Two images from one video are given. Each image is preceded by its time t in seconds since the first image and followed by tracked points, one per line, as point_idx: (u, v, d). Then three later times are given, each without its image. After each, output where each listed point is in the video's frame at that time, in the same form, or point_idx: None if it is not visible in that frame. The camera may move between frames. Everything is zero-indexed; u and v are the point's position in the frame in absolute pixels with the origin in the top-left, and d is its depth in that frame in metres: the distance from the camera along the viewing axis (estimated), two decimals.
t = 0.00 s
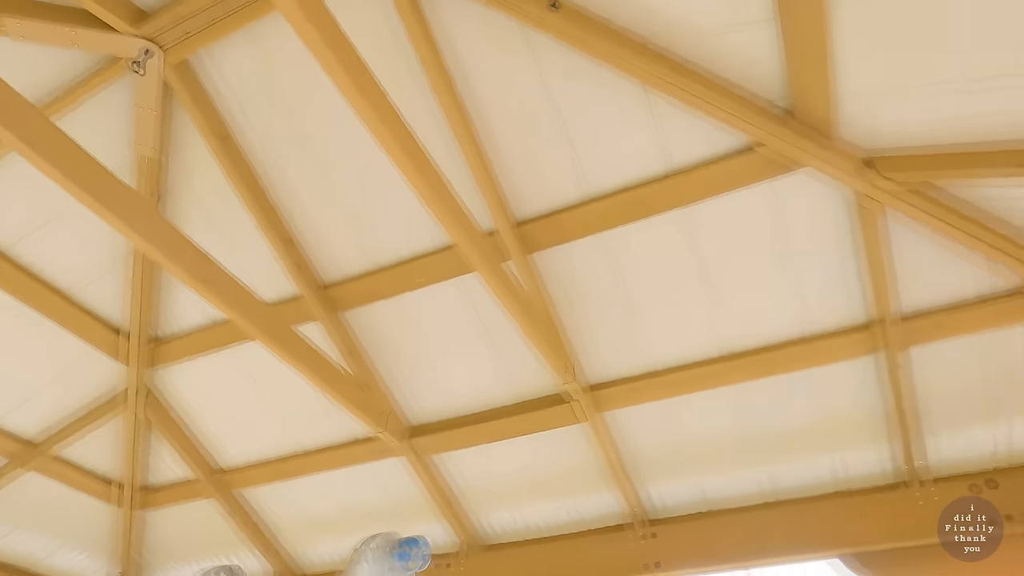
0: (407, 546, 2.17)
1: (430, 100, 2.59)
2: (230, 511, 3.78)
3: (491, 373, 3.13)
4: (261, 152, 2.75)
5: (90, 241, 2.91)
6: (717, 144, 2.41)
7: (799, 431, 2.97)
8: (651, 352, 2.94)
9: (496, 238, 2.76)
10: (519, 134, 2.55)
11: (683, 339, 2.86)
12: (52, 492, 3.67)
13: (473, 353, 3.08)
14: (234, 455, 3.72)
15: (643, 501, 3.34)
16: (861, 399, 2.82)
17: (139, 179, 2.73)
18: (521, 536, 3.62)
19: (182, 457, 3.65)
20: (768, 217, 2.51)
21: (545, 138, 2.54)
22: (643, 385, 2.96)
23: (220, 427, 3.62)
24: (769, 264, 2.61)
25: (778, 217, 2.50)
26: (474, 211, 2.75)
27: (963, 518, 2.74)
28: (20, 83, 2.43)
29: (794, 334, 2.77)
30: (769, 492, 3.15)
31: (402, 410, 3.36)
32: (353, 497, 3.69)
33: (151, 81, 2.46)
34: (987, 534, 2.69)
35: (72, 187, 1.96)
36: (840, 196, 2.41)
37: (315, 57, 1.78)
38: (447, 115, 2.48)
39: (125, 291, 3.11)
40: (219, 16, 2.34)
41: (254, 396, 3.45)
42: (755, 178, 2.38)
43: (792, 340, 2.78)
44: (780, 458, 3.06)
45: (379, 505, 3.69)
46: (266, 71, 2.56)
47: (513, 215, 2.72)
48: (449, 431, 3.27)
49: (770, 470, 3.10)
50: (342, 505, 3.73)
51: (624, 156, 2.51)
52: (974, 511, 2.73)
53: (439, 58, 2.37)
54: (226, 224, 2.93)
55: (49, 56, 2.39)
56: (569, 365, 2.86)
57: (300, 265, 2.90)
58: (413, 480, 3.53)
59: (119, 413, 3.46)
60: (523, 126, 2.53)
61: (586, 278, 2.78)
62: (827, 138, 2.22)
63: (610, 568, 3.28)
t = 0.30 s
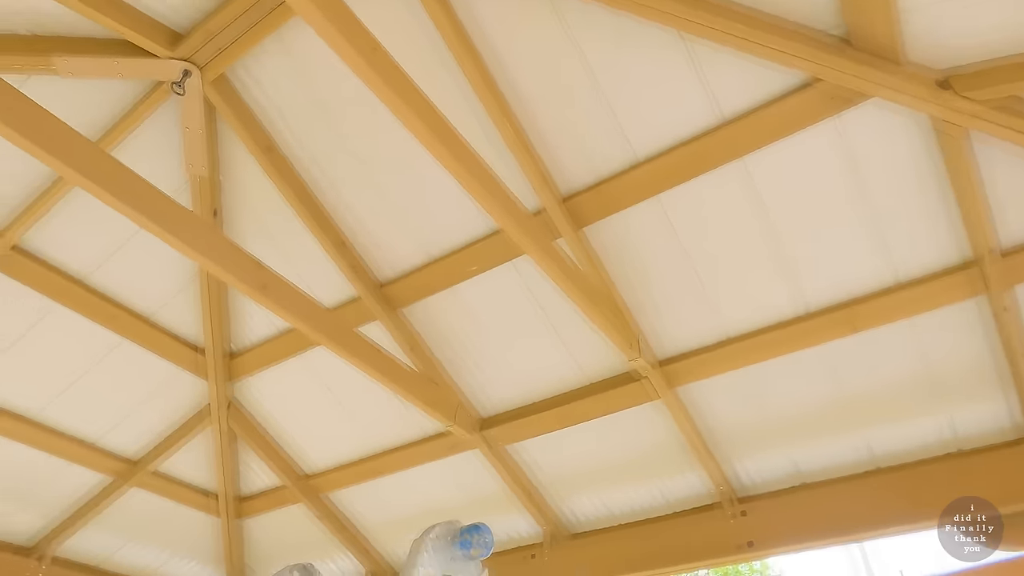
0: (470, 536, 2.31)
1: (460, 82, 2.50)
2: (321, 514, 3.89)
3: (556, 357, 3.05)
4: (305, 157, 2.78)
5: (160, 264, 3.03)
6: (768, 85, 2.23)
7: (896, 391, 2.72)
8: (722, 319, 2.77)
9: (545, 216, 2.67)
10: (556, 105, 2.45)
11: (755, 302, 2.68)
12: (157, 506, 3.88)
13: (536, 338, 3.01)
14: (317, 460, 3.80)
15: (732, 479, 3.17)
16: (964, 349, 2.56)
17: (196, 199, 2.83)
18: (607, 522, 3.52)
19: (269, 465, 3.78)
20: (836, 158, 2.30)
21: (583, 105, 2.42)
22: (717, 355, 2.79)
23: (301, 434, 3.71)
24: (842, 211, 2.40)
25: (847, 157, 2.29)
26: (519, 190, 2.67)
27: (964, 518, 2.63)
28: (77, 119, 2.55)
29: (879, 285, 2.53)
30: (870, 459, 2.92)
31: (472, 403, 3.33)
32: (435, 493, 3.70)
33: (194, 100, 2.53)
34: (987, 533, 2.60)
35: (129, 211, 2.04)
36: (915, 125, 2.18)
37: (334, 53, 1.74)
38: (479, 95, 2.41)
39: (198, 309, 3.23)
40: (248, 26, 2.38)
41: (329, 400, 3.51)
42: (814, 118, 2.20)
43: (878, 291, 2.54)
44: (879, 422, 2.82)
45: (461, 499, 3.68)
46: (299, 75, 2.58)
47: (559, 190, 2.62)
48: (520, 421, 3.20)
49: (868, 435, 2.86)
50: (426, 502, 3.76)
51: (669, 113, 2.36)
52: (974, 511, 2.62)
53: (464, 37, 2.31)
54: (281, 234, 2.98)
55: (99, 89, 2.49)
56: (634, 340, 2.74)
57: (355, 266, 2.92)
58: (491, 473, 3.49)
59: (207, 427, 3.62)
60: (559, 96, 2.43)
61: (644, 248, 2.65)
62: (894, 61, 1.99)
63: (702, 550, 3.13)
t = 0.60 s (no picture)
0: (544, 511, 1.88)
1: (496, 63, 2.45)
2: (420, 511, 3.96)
3: (632, 333, 2.95)
4: (359, 162, 2.83)
5: (241, 283, 3.19)
6: (824, 13, 2.05)
7: (1016, 331, 2.45)
8: (804, 273, 2.58)
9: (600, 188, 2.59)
10: (597, 71, 2.36)
11: (839, 251, 2.48)
12: (270, 513, 4.10)
13: (609, 316, 2.93)
14: (410, 459, 3.88)
15: (837, 444, 2.96)
16: None
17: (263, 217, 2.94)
18: (707, 500, 3.38)
19: (366, 468, 3.89)
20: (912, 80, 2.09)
21: (625, 68, 2.32)
22: (803, 313, 2.61)
23: (392, 434, 3.79)
24: (924, 138, 2.18)
25: (925, 77, 2.08)
26: (570, 166, 2.60)
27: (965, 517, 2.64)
28: (148, 155, 2.72)
29: (981, 215, 2.28)
30: (993, 409, 2.65)
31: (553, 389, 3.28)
32: (528, 482, 3.69)
33: (249, 121, 2.64)
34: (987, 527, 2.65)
35: (196, 234, 2.14)
36: (1001, 30, 1.95)
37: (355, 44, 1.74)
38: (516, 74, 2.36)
39: (281, 323, 3.37)
40: (287, 42, 2.45)
41: (414, 398, 3.57)
42: (880, 39, 2.00)
43: (980, 223, 2.29)
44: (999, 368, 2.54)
45: (554, 487, 3.65)
46: (343, 82, 2.62)
47: (612, 160, 2.52)
48: (601, 402, 3.12)
49: (988, 384, 2.59)
50: (520, 491, 3.75)
51: (717, 61, 2.22)
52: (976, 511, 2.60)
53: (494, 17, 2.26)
54: (347, 241, 3.06)
55: (162, 124, 2.64)
56: (710, 306, 2.61)
57: (420, 263, 2.94)
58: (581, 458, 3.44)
59: (304, 435, 3.77)
60: (598, 63, 2.34)
61: (708, 208, 2.51)
62: None
63: (810, 522, 2.94)
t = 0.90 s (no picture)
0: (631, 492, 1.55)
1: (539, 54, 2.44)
2: (550, 511, 3.98)
3: (731, 303, 2.81)
4: (430, 178, 2.94)
5: (346, 310, 3.39)
6: None
7: None
8: (910, 209, 2.34)
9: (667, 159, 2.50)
10: (641, 40, 2.29)
11: (946, 177, 2.22)
12: (411, 524, 4.30)
13: (702, 289, 2.81)
14: (531, 460, 3.92)
15: (988, 392, 2.64)
16: None
17: (355, 245, 3.13)
18: (846, 470, 3.13)
19: (491, 473, 3.97)
20: None
21: (669, 29, 2.24)
22: (917, 253, 2.36)
23: (509, 437, 3.86)
24: None
25: None
26: (632, 142, 2.53)
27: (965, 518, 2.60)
28: (246, 208, 2.99)
29: None
30: None
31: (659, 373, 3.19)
32: (652, 470, 3.61)
33: (325, 159, 2.83)
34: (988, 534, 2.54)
35: (287, 270, 2.32)
36: None
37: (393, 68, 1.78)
38: (560, 61, 2.33)
39: (388, 344, 3.55)
40: (343, 78, 2.60)
41: (524, 399, 3.62)
42: None
43: None
44: None
45: (679, 473, 3.55)
46: (402, 105, 2.74)
47: (674, 128, 2.43)
48: (710, 380, 3.00)
49: None
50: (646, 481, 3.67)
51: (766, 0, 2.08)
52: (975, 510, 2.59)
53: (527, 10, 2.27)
54: (434, 256, 3.17)
55: (253, 177, 2.89)
56: (806, 261, 2.44)
57: (504, 266, 2.99)
58: (701, 440, 3.31)
59: (428, 447, 3.93)
60: (641, 30, 2.27)
61: (785, 157, 2.36)
62: None
63: (969, 481, 2.65)
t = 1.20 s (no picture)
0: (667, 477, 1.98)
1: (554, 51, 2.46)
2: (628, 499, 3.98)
3: (783, 276, 2.73)
4: (468, 185, 3.01)
5: (406, 321, 3.53)
6: None
7: None
8: (962, 157, 2.20)
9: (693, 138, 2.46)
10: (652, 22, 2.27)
11: (996, 117, 2.09)
12: (495, 521, 4.42)
13: (752, 264, 2.74)
14: (603, 450, 3.93)
15: None
16: None
17: (405, 258, 3.25)
18: (931, 438, 2.97)
19: (566, 466, 4.02)
20: None
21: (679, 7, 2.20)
22: (976, 202, 2.22)
23: (579, 430, 3.89)
24: None
25: None
26: (657, 125, 2.50)
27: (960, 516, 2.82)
28: (302, 234, 3.18)
29: None
30: None
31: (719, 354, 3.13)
32: (727, 452, 3.54)
33: (366, 179, 2.96)
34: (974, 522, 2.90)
35: (336, 288, 2.46)
36: None
37: (414, 93, 1.82)
38: (573, 55, 2.34)
39: (449, 349, 3.66)
40: (372, 101, 2.71)
41: (588, 391, 3.64)
42: None
43: None
44: None
45: (753, 453, 3.47)
46: (432, 117, 2.83)
47: (698, 105, 2.39)
48: (770, 356, 2.92)
49: None
50: (722, 463, 3.61)
51: None
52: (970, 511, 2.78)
53: (534, 9, 2.29)
54: (482, 260, 3.25)
55: (303, 205, 3.06)
56: (853, 225, 2.34)
57: (549, 262, 3.03)
58: (771, 418, 3.22)
59: (500, 445, 4.01)
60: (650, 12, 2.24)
61: (818, 119, 2.28)
62: None
63: None
